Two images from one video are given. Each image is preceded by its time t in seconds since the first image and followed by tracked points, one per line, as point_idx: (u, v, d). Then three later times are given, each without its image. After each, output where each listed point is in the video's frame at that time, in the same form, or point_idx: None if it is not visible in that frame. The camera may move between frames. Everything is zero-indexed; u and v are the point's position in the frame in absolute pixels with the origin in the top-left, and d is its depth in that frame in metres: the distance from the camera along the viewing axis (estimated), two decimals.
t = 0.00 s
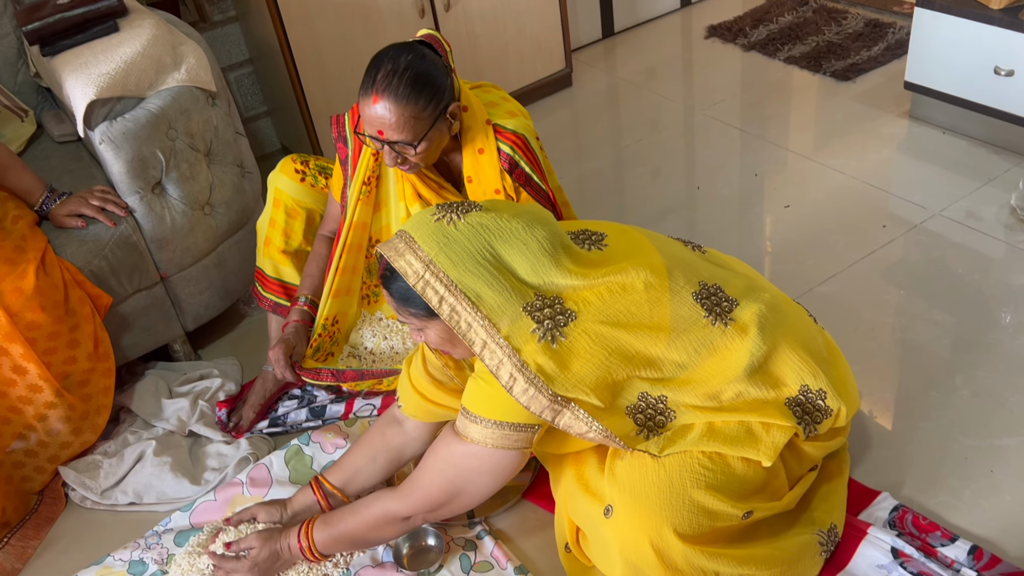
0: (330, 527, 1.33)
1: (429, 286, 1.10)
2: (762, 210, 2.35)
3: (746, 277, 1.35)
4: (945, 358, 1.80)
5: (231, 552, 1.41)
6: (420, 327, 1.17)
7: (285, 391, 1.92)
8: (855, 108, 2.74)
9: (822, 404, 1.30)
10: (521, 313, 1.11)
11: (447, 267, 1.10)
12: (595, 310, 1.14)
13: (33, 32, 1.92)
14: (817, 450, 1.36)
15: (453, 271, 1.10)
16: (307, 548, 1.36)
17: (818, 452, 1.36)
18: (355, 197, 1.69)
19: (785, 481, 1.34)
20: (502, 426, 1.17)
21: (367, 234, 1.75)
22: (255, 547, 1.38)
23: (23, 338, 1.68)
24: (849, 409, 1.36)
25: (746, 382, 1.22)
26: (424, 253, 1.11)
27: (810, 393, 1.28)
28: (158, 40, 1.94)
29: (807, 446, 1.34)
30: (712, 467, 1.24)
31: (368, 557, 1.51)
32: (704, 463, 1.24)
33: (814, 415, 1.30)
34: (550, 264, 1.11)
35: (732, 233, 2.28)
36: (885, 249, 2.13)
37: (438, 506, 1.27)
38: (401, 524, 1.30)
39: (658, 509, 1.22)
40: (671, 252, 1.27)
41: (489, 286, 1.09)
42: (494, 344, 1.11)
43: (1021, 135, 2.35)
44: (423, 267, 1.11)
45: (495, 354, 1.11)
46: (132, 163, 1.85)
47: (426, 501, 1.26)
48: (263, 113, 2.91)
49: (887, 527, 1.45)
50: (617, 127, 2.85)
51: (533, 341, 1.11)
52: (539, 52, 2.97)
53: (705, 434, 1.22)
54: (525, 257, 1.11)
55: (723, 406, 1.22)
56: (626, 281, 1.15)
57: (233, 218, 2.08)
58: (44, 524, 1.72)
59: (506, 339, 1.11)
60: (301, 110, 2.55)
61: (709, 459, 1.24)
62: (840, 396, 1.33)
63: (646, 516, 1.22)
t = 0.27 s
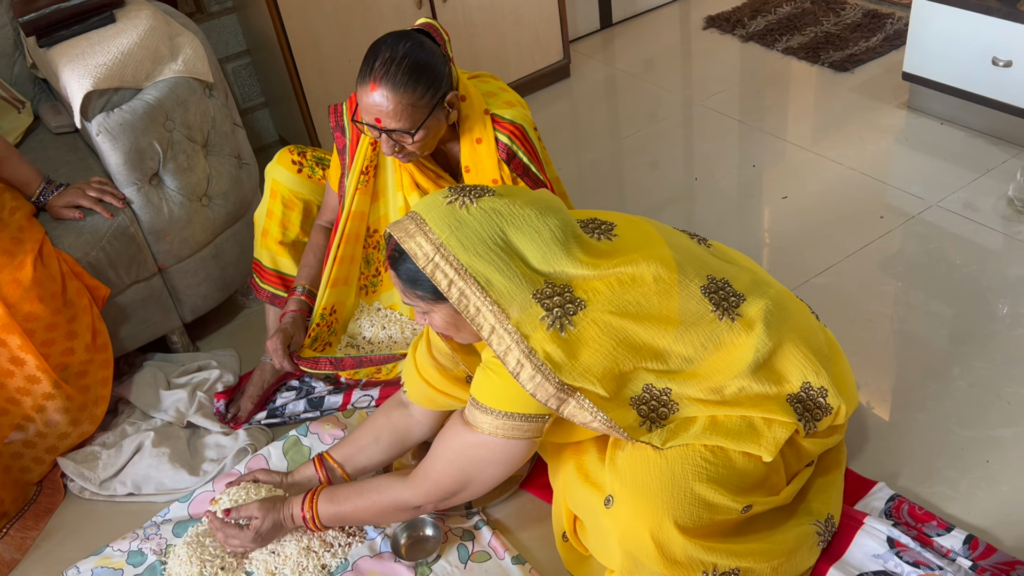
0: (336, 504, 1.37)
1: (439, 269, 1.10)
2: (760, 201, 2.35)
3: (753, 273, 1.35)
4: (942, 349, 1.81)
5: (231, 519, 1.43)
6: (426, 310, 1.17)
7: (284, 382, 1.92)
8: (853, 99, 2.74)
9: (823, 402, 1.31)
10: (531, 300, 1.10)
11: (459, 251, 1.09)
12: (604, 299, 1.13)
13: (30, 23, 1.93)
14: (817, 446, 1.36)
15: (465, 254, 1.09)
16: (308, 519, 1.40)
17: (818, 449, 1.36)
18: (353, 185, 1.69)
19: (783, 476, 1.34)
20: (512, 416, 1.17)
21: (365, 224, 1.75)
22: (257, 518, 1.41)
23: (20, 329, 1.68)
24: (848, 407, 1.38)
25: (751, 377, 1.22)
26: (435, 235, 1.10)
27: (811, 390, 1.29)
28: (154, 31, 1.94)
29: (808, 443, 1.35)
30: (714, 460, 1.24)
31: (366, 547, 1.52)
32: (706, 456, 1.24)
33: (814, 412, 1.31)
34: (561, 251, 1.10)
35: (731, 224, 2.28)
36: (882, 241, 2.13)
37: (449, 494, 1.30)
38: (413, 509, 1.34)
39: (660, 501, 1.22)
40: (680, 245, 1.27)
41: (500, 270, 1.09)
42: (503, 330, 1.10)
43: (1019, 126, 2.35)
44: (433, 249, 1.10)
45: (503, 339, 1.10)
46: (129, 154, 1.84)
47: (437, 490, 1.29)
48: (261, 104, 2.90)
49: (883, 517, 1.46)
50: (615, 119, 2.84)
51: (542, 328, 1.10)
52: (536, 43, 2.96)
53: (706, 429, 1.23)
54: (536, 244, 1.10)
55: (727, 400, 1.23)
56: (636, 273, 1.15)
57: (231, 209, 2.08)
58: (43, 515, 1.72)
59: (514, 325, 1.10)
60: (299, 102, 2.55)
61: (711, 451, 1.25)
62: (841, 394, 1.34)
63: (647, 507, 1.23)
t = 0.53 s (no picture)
0: (355, 472, 1.33)
1: (477, 231, 1.09)
2: (761, 198, 2.35)
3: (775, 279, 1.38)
4: (943, 345, 1.81)
5: (243, 480, 1.37)
6: (454, 274, 1.16)
7: (285, 378, 1.93)
8: (854, 95, 2.73)
9: (833, 413, 1.34)
10: (567, 271, 1.10)
11: (500, 213, 1.09)
12: (639, 281, 1.14)
13: (30, 19, 1.92)
14: (825, 453, 1.38)
15: (506, 217, 1.09)
16: (324, 485, 1.35)
17: (826, 456, 1.38)
18: (355, 181, 1.69)
19: (790, 481, 1.35)
20: (541, 392, 1.15)
21: (367, 220, 1.75)
22: (271, 480, 1.35)
23: (21, 326, 1.68)
24: (856, 418, 1.40)
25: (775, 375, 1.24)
26: (476, 195, 1.10)
27: (826, 399, 1.32)
28: (154, 27, 1.93)
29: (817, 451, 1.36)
30: (728, 462, 1.25)
31: (367, 544, 1.52)
32: (720, 458, 1.25)
33: (824, 422, 1.34)
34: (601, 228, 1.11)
35: (731, 220, 2.28)
36: (883, 237, 2.13)
37: (472, 470, 1.26)
38: (432, 483, 1.31)
39: (673, 502, 1.23)
40: (711, 241, 1.29)
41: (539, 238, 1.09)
42: (536, 298, 1.09)
43: (1020, 122, 2.35)
44: (473, 210, 1.09)
45: (535, 308, 1.10)
46: (130, 151, 1.84)
47: (459, 465, 1.25)
48: (261, 100, 2.90)
49: (883, 513, 1.46)
50: (616, 115, 2.84)
51: (577, 300, 1.10)
52: (537, 39, 2.96)
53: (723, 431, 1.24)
54: (578, 218, 1.11)
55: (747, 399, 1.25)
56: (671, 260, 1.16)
57: (231, 206, 2.08)
58: (44, 511, 1.73)
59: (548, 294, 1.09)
60: (299, 98, 2.54)
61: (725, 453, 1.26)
62: (850, 407, 1.38)
63: (660, 507, 1.23)
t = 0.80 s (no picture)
0: (371, 402, 1.31)
1: (542, 166, 1.08)
2: (761, 195, 2.35)
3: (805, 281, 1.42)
4: (943, 342, 1.81)
5: (255, 398, 1.34)
6: (506, 210, 1.15)
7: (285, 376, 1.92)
8: (854, 92, 2.73)
9: (843, 422, 1.39)
10: (626, 221, 1.09)
11: (569, 149, 1.07)
12: (692, 247, 1.14)
13: (29, 17, 1.91)
14: (831, 461, 1.42)
15: (575, 154, 1.07)
16: (338, 413, 1.33)
17: (831, 463, 1.41)
18: (356, 178, 1.69)
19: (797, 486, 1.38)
20: (583, 341, 1.13)
21: (369, 218, 1.75)
22: (284, 400, 1.32)
23: (22, 324, 1.68)
24: (858, 432, 1.45)
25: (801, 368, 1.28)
26: (546, 128, 1.08)
27: (838, 408, 1.37)
28: (154, 25, 1.93)
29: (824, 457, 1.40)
30: (741, 462, 1.27)
31: (368, 541, 1.52)
32: (734, 457, 1.27)
33: (834, 430, 1.38)
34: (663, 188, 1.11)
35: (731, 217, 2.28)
36: (883, 234, 2.13)
37: (496, 412, 1.24)
38: (451, 422, 1.29)
39: (687, 499, 1.24)
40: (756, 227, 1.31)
41: (605, 182, 1.08)
42: (592, 240, 1.09)
43: (1020, 119, 2.35)
44: (541, 143, 1.08)
45: (590, 250, 1.10)
46: (130, 149, 1.84)
47: (485, 405, 1.23)
48: (260, 98, 2.90)
49: (883, 510, 1.46)
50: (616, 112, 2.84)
51: (634, 251, 1.09)
52: (537, 36, 2.96)
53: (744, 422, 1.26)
54: (644, 172, 1.10)
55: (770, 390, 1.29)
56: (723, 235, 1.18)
57: (230, 203, 2.08)
58: (45, 509, 1.73)
59: (605, 239, 1.08)
60: (299, 95, 2.54)
61: (739, 453, 1.28)
62: (858, 420, 1.43)
63: (673, 503, 1.24)
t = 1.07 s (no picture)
0: (399, 321, 1.34)
1: (588, 120, 1.09)
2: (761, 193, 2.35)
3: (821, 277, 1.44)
4: (942, 340, 1.81)
5: (296, 304, 1.42)
6: (550, 163, 1.16)
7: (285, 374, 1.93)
8: (854, 89, 2.73)
9: (846, 420, 1.41)
10: (668, 183, 1.10)
11: (618, 106, 1.08)
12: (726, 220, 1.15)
13: (28, 16, 1.92)
14: (831, 462, 1.43)
15: (624, 111, 1.08)
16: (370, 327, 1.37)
17: (832, 463, 1.43)
18: (357, 175, 1.68)
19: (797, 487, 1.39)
20: (609, 298, 1.15)
21: (369, 216, 1.75)
22: (321, 309, 1.39)
23: (22, 323, 1.69)
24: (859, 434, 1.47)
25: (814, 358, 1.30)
26: (596, 83, 1.09)
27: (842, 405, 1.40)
28: (153, 24, 1.93)
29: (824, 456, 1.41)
30: (744, 458, 1.28)
31: (367, 539, 1.52)
32: (736, 452, 1.28)
33: (835, 428, 1.40)
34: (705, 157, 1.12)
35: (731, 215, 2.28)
36: (883, 232, 2.13)
37: (513, 351, 1.26)
38: (470, 352, 1.31)
39: (690, 493, 1.24)
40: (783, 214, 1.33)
41: (651, 143, 1.09)
42: (631, 199, 1.10)
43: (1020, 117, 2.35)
44: (590, 98, 1.09)
45: (628, 209, 1.10)
46: (129, 148, 1.84)
47: (504, 341, 1.25)
48: (260, 96, 2.90)
49: (882, 509, 1.46)
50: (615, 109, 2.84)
51: (672, 215, 1.10)
52: (536, 34, 2.96)
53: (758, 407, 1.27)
54: (688, 138, 1.11)
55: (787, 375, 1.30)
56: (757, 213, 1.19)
57: (230, 202, 2.08)
58: (45, 507, 1.73)
59: (646, 199, 1.09)
60: (298, 93, 2.54)
61: (741, 448, 1.28)
62: (858, 421, 1.45)
63: (676, 498, 1.24)
